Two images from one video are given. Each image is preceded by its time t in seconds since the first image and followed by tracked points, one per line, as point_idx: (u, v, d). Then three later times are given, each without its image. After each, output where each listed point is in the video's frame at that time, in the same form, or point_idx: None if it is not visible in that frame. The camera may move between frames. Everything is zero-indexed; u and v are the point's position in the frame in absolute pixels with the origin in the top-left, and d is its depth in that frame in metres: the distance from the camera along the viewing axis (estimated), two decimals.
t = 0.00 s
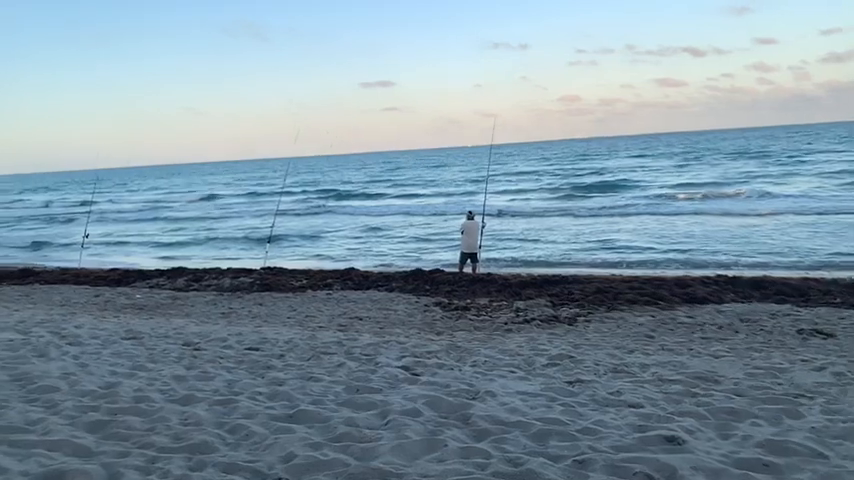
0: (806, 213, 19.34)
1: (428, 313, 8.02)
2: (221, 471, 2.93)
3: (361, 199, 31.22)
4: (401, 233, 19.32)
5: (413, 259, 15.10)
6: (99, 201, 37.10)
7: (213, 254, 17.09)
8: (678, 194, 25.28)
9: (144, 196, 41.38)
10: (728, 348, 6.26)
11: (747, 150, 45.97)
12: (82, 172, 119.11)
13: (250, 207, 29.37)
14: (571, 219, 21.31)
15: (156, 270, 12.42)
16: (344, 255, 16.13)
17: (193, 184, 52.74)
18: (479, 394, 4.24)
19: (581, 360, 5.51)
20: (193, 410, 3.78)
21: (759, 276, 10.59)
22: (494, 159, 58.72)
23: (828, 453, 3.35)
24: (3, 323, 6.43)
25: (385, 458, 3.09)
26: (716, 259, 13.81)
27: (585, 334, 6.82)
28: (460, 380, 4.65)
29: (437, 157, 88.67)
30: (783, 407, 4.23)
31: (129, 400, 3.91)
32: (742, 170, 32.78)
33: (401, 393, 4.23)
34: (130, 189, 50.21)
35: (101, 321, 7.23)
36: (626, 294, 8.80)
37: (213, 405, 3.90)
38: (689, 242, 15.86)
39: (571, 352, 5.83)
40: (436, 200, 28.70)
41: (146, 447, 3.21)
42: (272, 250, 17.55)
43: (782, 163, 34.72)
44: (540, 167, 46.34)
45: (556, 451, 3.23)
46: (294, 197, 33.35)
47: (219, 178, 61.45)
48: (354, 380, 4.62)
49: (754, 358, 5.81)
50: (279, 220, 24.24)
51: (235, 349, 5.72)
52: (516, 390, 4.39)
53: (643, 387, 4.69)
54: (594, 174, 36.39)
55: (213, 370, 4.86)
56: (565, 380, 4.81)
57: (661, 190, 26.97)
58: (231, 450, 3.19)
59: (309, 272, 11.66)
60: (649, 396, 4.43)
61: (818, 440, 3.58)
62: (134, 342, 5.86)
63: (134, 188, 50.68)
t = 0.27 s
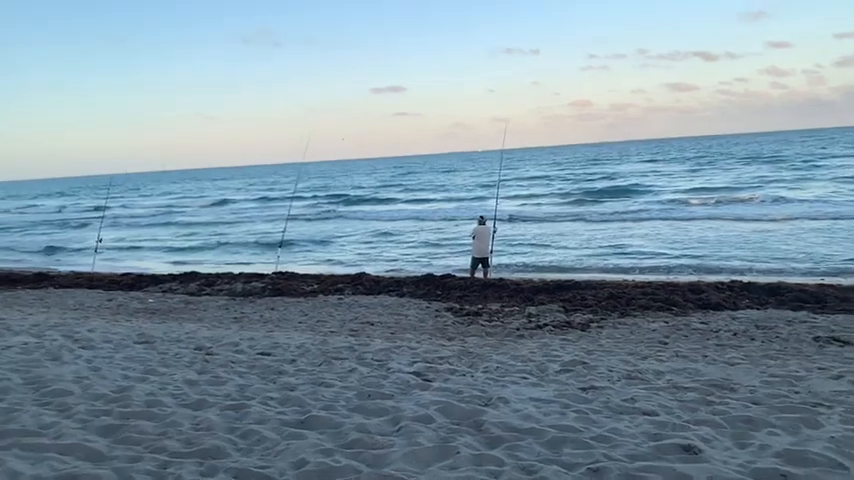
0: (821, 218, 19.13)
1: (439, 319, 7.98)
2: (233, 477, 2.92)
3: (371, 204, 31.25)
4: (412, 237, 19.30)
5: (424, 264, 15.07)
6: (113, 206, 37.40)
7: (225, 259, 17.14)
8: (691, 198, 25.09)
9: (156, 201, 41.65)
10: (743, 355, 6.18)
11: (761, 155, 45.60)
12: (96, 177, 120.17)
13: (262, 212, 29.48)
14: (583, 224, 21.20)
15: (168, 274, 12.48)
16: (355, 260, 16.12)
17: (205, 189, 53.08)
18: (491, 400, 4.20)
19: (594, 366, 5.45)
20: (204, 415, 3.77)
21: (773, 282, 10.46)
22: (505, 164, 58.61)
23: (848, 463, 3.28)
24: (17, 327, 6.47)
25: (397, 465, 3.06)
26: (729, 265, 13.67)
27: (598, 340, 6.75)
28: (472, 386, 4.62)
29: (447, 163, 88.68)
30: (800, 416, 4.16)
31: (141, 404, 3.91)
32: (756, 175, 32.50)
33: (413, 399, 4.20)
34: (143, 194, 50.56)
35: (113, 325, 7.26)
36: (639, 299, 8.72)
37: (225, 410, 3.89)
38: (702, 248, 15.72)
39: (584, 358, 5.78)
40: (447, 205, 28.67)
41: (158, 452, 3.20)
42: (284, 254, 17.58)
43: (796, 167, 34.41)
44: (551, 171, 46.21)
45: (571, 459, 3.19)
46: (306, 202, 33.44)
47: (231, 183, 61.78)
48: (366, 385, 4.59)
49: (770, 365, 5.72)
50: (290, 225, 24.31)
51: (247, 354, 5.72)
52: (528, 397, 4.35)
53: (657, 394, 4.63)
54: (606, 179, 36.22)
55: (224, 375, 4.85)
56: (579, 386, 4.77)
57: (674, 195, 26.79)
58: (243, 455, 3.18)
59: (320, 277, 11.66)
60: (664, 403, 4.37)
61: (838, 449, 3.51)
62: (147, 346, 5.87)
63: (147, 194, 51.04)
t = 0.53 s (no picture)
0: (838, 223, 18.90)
1: (451, 325, 7.95)
2: None
3: (383, 210, 31.29)
4: (424, 244, 19.29)
5: (436, 270, 15.05)
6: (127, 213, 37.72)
7: (237, 265, 17.21)
8: (705, 204, 24.90)
9: (170, 208, 41.96)
10: (760, 362, 6.10)
11: (775, 160, 45.24)
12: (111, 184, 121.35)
13: (274, 218, 29.61)
14: (595, 230, 21.10)
15: (182, 281, 12.55)
16: (367, 266, 16.13)
17: (218, 196, 53.43)
18: (505, 408, 4.17)
19: (609, 374, 5.40)
20: (217, 422, 3.76)
21: (790, 288, 10.34)
22: (517, 169, 58.51)
23: None
24: (33, 333, 6.52)
25: (410, 473, 3.04)
26: (744, 271, 13.54)
27: (612, 347, 6.69)
28: (485, 394, 4.58)
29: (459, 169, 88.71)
30: (820, 425, 4.09)
31: (154, 411, 3.91)
32: (770, 179, 32.22)
33: (426, 407, 4.17)
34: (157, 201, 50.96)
35: (127, 332, 7.30)
36: (653, 306, 8.64)
37: (237, 417, 3.88)
38: (716, 254, 15.59)
39: (598, 365, 5.72)
40: (459, 211, 28.65)
41: (170, 459, 3.19)
42: (296, 261, 17.63)
43: (812, 172, 34.09)
44: (563, 177, 46.07)
45: (585, 469, 3.15)
46: (318, 209, 33.55)
47: (244, 190, 62.13)
48: (378, 393, 4.57)
49: (787, 374, 5.63)
50: (302, 231, 24.39)
51: (259, 361, 5.72)
52: (542, 405, 4.31)
53: (673, 403, 4.57)
54: (619, 184, 36.06)
55: (237, 381, 4.85)
56: (593, 394, 4.72)
57: (687, 200, 26.60)
58: (255, 464, 3.16)
59: (333, 283, 11.67)
60: (680, 412, 4.31)
61: None
62: (160, 353, 5.89)
63: (161, 200, 51.42)
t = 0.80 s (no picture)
0: None
1: (466, 334, 7.89)
2: None
3: (396, 218, 31.31)
4: (437, 252, 19.26)
5: (450, 278, 15.00)
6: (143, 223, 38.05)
7: (252, 274, 17.28)
8: (721, 210, 24.66)
9: (186, 218, 42.28)
10: (781, 371, 5.98)
11: (791, 165, 44.76)
12: (127, 195, 122.73)
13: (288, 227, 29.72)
14: (610, 237, 20.96)
15: (196, 290, 12.60)
16: (381, 275, 16.12)
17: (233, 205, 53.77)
18: (520, 418, 4.12)
19: (626, 383, 5.33)
20: (231, 433, 3.75)
21: (809, 295, 10.17)
22: (530, 176, 58.36)
23: None
24: (49, 343, 6.56)
25: None
26: (762, 278, 13.37)
27: (629, 356, 6.61)
28: (500, 404, 4.54)
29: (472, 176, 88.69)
30: (844, 436, 3.99)
31: (168, 422, 3.90)
32: (787, 185, 31.84)
33: (441, 417, 4.14)
34: (172, 211, 51.40)
35: (142, 341, 7.33)
36: (670, 313, 8.53)
37: (251, 428, 3.87)
38: (733, 261, 15.41)
39: (615, 374, 5.65)
40: (472, 218, 28.59)
41: (184, 470, 3.18)
42: (310, 269, 17.66)
43: (830, 177, 33.66)
44: (577, 184, 45.87)
45: None
46: (332, 217, 33.65)
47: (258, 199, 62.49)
48: (393, 403, 4.54)
49: (808, 382, 5.52)
50: (316, 240, 24.45)
51: (273, 371, 5.71)
52: (559, 415, 4.25)
53: (692, 413, 4.49)
54: (634, 191, 35.83)
55: (251, 391, 4.84)
56: (610, 404, 4.65)
57: (703, 207, 26.34)
58: (269, 475, 3.14)
59: (346, 291, 11.66)
60: (699, 422, 4.23)
61: None
62: (174, 363, 5.90)
63: (176, 210, 51.85)
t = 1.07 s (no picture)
0: None
1: (477, 342, 7.84)
2: None
3: (407, 226, 31.32)
4: (448, 259, 19.21)
5: (461, 285, 14.95)
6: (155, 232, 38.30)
7: (263, 282, 17.31)
8: (734, 216, 24.46)
9: (197, 226, 42.49)
10: (797, 379, 5.88)
11: (805, 170, 44.36)
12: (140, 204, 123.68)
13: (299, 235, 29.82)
14: (622, 244, 20.82)
15: (208, 298, 12.64)
16: (391, 282, 16.10)
17: (244, 214, 54.08)
18: (533, 428, 4.07)
19: (640, 391, 5.26)
20: (241, 443, 3.73)
21: (825, 302, 10.02)
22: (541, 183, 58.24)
23: None
24: (62, 352, 6.59)
25: None
26: (777, 284, 13.21)
27: (643, 364, 6.53)
28: (512, 413, 4.49)
29: (482, 183, 88.63)
30: None
31: (179, 432, 3.89)
32: (801, 190, 31.55)
33: (452, 426, 4.10)
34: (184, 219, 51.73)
35: (154, 350, 7.34)
36: (684, 321, 8.43)
37: (262, 438, 3.85)
38: (747, 267, 15.26)
39: (629, 382, 5.58)
40: (483, 226, 28.53)
41: None
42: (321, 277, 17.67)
43: (844, 183, 33.31)
44: (588, 191, 45.69)
45: None
46: (342, 225, 33.70)
47: (269, 207, 62.74)
48: (404, 412, 4.50)
49: (826, 391, 5.42)
50: (327, 248, 24.49)
51: (284, 379, 5.69)
52: (572, 424, 4.20)
53: (707, 422, 4.42)
54: (645, 198, 35.64)
55: (262, 401, 4.82)
56: (624, 413, 4.59)
57: (716, 213, 26.12)
58: None
59: (358, 299, 11.64)
60: (715, 431, 4.16)
61: None
62: (185, 371, 5.90)
63: (188, 219, 52.17)
